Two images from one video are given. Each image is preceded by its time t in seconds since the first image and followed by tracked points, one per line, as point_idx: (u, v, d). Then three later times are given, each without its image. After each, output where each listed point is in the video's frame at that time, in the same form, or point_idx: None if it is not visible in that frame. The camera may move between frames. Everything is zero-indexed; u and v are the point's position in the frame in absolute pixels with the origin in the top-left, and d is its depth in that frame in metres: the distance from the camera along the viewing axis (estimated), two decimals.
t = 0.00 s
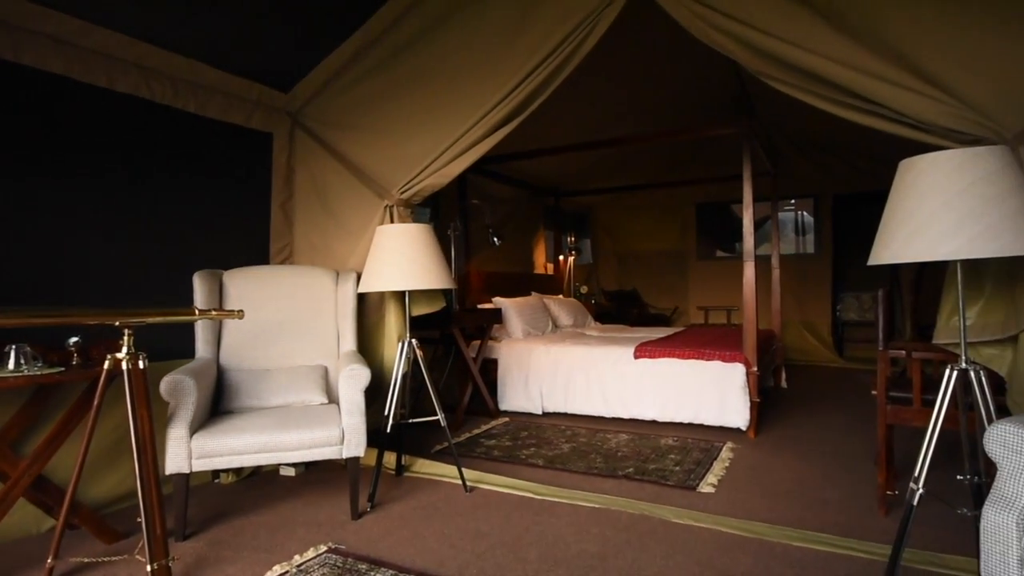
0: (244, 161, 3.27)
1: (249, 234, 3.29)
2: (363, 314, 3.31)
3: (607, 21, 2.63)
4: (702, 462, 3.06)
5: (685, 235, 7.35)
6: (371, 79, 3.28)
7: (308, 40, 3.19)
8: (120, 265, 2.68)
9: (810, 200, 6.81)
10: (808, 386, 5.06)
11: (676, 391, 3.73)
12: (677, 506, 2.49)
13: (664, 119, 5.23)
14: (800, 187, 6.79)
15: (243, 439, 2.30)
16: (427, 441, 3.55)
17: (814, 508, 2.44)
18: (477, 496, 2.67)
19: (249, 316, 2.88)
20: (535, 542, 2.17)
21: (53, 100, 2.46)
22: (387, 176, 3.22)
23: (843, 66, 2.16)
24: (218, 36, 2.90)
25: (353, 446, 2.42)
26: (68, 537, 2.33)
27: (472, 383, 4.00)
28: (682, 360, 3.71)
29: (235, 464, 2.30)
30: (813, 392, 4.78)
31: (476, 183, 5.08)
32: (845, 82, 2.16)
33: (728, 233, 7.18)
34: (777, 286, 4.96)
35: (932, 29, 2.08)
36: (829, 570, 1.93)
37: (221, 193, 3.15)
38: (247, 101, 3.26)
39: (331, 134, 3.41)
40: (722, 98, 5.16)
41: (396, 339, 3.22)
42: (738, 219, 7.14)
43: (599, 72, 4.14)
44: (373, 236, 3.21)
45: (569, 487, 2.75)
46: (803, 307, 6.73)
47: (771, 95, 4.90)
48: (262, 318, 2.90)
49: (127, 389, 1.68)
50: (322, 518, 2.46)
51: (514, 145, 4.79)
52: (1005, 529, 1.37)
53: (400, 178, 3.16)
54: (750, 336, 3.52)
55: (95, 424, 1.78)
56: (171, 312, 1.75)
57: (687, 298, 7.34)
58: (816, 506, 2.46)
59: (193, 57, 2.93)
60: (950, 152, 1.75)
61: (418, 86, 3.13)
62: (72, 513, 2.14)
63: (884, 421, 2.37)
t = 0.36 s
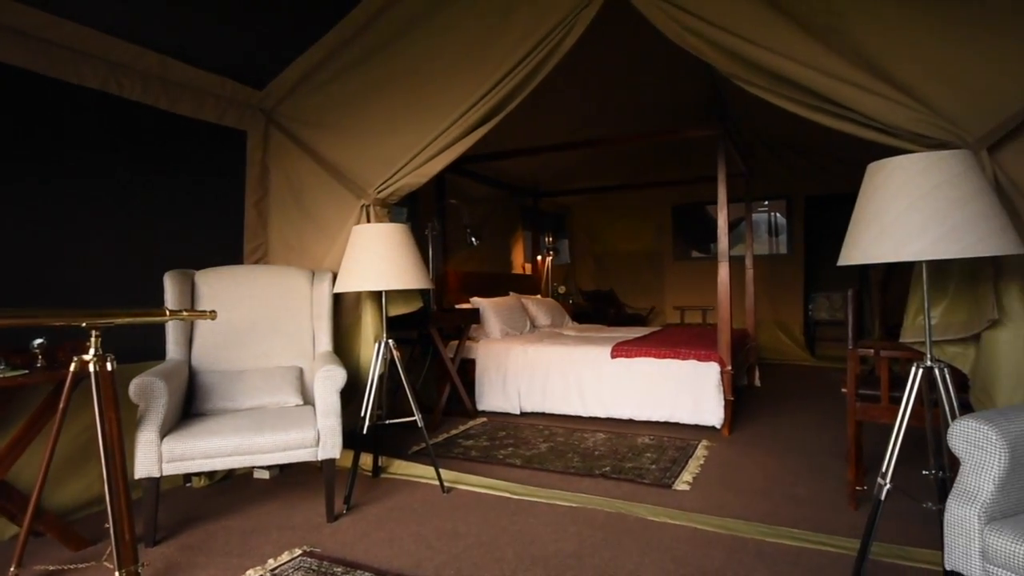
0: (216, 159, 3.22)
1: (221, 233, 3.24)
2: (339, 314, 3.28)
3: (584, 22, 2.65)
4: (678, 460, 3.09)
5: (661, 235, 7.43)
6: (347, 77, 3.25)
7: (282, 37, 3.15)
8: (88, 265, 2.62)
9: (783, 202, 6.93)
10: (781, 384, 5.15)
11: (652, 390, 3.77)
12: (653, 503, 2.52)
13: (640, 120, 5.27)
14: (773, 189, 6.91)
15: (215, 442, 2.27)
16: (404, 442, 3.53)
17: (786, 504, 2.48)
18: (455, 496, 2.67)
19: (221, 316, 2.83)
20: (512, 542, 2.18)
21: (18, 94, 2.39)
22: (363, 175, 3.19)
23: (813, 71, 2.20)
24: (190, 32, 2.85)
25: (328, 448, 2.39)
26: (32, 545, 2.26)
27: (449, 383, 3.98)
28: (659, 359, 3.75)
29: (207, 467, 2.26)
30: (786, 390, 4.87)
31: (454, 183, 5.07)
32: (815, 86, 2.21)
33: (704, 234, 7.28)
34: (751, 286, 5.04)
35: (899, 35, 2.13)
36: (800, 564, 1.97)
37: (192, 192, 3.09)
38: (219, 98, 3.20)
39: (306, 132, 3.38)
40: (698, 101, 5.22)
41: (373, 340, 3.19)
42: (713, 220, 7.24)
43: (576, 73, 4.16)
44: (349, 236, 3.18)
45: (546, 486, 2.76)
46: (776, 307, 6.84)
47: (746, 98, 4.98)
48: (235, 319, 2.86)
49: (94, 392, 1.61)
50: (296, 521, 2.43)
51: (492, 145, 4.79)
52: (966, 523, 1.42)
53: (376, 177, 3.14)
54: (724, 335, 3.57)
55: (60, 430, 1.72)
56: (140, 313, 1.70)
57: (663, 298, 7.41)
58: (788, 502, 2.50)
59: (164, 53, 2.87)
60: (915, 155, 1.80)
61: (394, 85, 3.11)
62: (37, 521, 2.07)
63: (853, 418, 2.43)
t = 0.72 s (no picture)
0: (188, 156, 3.16)
1: (193, 232, 3.18)
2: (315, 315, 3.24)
3: (561, 23, 2.66)
4: (654, 458, 3.12)
5: (638, 236, 7.49)
6: (322, 75, 3.21)
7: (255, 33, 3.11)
8: (54, 264, 2.54)
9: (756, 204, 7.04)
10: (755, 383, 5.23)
11: (629, 389, 3.80)
12: (630, 502, 2.54)
13: (617, 122, 5.31)
14: (747, 191, 7.02)
15: (187, 445, 2.22)
16: (381, 444, 3.50)
17: (759, 500, 2.53)
18: (432, 497, 2.66)
19: (193, 317, 2.78)
20: (489, 542, 2.18)
21: None
22: (339, 175, 3.16)
23: (784, 74, 2.24)
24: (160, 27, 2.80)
25: (304, 450, 2.36)
26: None
27: (427, 384, 3.96)
28: (635, 359, 3.78)
29: (178, 471, 2.22)
30: (759, 389, 4.95)
31: (431, 183, 5.05)
32: (786, 90, 2.24)
33: (680, 235, 7.36)
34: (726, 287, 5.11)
35: (867, 41, 2.18)
36: (772, 560, 2.00)
37: (163, 190, 3.03)
38: (191, 95, 3.15)
39: (281, 130, 3.33)
40: (674, 103, 5.27)
41: (349, 341, 3.16)
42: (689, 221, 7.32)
43: (554, 74, 4.17)
44: (325, 236, 3.14)
45: (523, 486, 2.76)
46: (750, 307, 6.95)
47: (720, 101, 5.04)
48: (208, 320, 2.81)
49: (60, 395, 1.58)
50: (271, 524, 2.39)
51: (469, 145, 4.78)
52: (930, 516, 1.45)
53: (352, 177, 3.11)
54: (699, 335, 3.61)
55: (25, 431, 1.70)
56: (108, 314, 1.68)
57: (640, 298, 7.48)
58: (761, 498, 2.55)
59: (134, 48, 2.81)
60: (882, 159, 1.85)
61: (370, 84, 3.08)
62: None
63: (824, 416, 2.48)
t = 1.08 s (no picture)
0: (159, 154, 3.10)
1: (164, 231, 3.12)
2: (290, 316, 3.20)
3: (539, 23, 2.67)
4: (631, 457, 3.15)
5: (616, 236, 7.54)
6: (297, 72, 3.17)
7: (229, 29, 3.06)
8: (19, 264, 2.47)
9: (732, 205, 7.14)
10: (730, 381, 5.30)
11: (606, 388, 3.82)
12: (608, 501, 2.55)
13: (595, 123, 5.34)
14: (723, 192, 7.11)
15: (158, 449, 2.18)
16: (358, 445, 3.47)
17: (734, 497, 2.56)
18: (409, 499, 2.64)
19: (165, 318, 2.72)
20: (467, 543, 2.17)
21: None
22: (315, 173, 3.12)
23: (758, 77, 2.28)
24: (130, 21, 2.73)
25: (279, 453, 2.33)
26: None
27: (404, 385, 3.93)
28: (613, 358, 3.80)
29: (148, 475, 2.17)
30: (734, 387, 5.02)
31: (409, 182, 5.02)
32: (759, 92, 2.28)
33: (657, 235, 7.42)
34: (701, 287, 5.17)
35: (838, 45, 2.23)
36: (747, 556, 2.03)
37: (133, 188, 2.96)
38: (163, 90, 3.09)
39: (255, 128, 3.28)
40: (651, 105, 5.32)
41: (326, 341, 3.13)
42: (666, 221, 7.40)
43: (532, 74, 4.18)
44: (301, 235, 3.10)
45: (502, 486, 2.76)
46: (726, 306, 7.05)
47: (697, 103, 5.10)
48: (180, 320, 2.76)
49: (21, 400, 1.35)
50: (245, 528, 2.35)
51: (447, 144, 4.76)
52: (898, 510, 1.49)
53: (329, 175, 3.08)
54: (676, 334, 3.65)
55: None
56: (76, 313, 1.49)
57: (618, 298, 7.53)
58: (735, 496, 2.58)
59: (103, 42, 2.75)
60: (852, 162, 1.89)
61: (347, 81, 3.05)
62: None
63: (797, 413, 2.52)
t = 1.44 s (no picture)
0: (129, 151, 3.03)
1: (135, 230, 3.06)
2: (265, 317, 3.15)
3: (516, 24, 2.67)
4: (608, 456, 3.17)
5: (594, 236, 7.59)
6: (271, 69, 3.12)
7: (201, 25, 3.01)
8: None
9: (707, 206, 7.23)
10: (706, 380, 5.37)
11: (584, 388, 3.84)
12: (585, 500, 2.57)
13: (573, 123, 5.36)
14: (699, 193, 7.20)
15: (127, 452, 2.13)
16: (334, 447, 3.44)
17: (708, 494, 2.60)
18: (386, 500, 2.63)
19: (135, 319, 2.67)
20: (444, 544, 2.16)
21: None
22: (290, 172, 3.08)
23: (731, 80, 2.31)
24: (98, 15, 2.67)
25: (253, 456, 2.30)
26: None
27: (382, 386, 3.90)
28: (590, 358, 3.82)
29: (118, 479, 2.13)
30: (710, 386, 5.08)
31: (386, 182, 4.99)
32: (733, 96, 2.32)
33: (634, 236, 7.49)
34: (678, 287, 5.22)
35: (809, 50, 2.27)
36: (719, 551, 2.06)
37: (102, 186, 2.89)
38: (132, 86, 3.02)
39: (228, 125, 3.22)
40: (628, 106, 5.36)
41: (301, 342, 3.09)
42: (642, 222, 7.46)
43: (510, 74, 4.18)
44: (275, 235, 3.06)
45: (479, 486, 2.76)
46: (701, 306, 7.14)
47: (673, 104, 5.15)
48: (150, 321, 2.70)
49: None
50: (217, 533, 2.31)
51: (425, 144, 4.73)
52: (866, 506, 1.52)
53: (304, 174, 3.04)
54: (652, 334, 3.69)
55: None
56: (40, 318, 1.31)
57: (595, 298, 7.58)
58: (710, 493, 2.62)
59: (69, 36, 2.68)
60: (822, 164, 1.93)
61: (322, 79, 3.02)
62: None
63: (770, 411, 2.57)
